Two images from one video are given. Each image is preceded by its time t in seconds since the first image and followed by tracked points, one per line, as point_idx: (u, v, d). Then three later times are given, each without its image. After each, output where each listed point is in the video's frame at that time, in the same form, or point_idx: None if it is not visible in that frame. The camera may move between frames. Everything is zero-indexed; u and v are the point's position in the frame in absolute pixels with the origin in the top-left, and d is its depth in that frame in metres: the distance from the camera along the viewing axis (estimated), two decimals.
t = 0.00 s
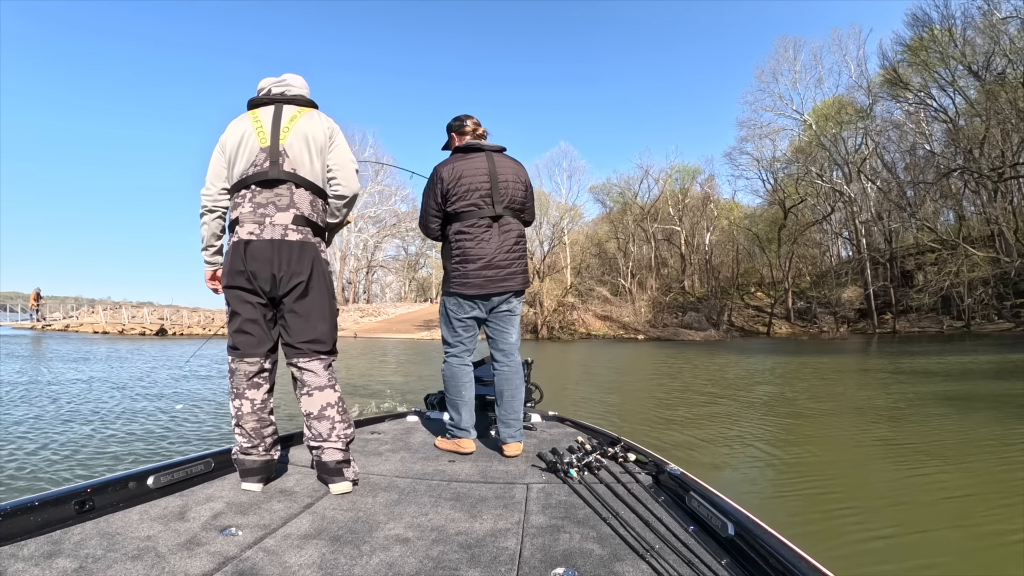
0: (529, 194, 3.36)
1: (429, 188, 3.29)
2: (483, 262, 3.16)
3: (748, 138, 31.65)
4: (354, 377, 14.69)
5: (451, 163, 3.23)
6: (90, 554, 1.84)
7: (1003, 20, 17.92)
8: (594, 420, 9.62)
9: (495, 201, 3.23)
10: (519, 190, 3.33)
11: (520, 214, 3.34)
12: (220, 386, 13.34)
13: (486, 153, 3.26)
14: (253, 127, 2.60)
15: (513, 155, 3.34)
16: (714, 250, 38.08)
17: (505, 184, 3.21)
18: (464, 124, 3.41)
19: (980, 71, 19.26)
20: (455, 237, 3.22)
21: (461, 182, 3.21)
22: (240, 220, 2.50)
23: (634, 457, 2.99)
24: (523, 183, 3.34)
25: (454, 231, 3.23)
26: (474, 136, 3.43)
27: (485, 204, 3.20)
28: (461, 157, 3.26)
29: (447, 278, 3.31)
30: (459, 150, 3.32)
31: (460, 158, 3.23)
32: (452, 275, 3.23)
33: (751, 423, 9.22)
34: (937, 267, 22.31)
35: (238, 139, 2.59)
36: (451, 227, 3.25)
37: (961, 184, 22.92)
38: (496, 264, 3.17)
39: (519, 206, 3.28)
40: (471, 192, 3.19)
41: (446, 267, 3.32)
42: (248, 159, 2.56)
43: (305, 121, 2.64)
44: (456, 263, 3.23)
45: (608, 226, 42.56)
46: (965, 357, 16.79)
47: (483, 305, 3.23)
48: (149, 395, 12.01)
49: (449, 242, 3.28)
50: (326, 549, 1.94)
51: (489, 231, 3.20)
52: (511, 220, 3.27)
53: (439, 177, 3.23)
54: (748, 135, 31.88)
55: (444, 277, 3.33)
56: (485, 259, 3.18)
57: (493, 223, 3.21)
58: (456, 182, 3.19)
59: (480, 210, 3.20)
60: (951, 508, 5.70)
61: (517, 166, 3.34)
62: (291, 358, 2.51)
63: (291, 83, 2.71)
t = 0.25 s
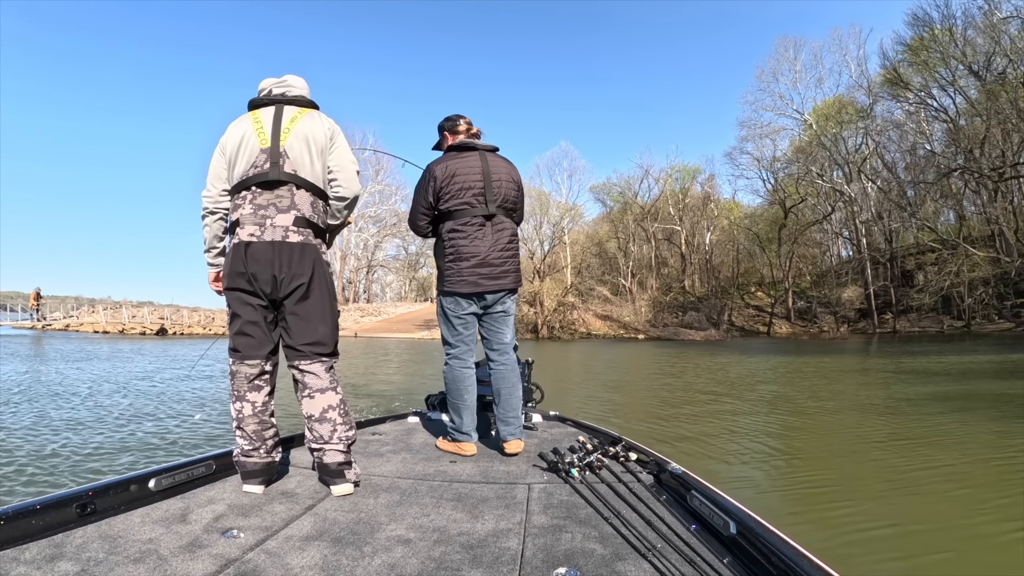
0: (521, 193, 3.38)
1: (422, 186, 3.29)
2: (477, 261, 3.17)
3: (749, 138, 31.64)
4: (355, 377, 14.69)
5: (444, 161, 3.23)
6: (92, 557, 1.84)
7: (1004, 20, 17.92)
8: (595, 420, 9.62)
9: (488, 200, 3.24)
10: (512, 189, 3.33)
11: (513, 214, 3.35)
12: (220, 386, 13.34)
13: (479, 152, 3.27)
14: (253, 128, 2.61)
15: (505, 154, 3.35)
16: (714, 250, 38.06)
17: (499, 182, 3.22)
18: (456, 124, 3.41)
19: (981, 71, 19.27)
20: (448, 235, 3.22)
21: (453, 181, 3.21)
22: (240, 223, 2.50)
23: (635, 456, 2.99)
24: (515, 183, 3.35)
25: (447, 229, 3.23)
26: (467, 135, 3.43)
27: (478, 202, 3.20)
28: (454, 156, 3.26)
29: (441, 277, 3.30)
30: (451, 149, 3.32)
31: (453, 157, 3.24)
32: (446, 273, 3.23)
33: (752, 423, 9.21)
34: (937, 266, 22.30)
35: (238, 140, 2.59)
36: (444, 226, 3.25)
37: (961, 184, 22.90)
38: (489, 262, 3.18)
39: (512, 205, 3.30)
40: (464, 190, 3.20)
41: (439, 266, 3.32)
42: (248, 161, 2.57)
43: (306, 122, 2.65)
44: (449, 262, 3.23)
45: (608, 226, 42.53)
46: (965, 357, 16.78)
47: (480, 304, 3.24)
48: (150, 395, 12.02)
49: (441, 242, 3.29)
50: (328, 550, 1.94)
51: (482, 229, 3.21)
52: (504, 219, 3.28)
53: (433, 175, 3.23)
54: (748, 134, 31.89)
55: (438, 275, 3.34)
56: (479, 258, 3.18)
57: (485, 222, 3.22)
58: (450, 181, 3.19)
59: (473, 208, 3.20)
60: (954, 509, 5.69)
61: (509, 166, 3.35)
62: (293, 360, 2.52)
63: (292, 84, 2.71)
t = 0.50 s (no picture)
0: (518, 196, 3.40)
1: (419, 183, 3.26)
2: (475, 261, 3.17)
3: (749, 138, 31.64)
4: (355, 377, 14.69)
5: (443, 159, 3.23)
6: (92, 559, 1.84)
7: (1004, 20, 17.93)
8: (595, 420, 9.61)
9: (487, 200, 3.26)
10: (509, 192, 3.35)
11: (509, 215, 3.37)
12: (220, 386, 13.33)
13: (479, 153, 3.28)
14: (254, 128, 2.61)
15: (504, 157, 3.37)
16: (715, 250, 38.06)
17: (498, 184, 3.24)
18: (455, 123, 3.41)
19: (982, 71, 19.29)
20: (444, 235, 3.21)
21: (453, 180, 3.20)
22: (240, 223, 2.50)
23: (635, 457, 2.99)
24: (512, 185, 3.37)
25: (443, 229, 3.22)
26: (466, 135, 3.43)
27: (477, 202, 3.21)
28: (454, 155, 3.26)
29: (436, 276, 3.27)
30: (451, 147, 3.31)
31: (454, 153, 3.24)
32: (441, 273, 3.20)
33: (753, 423, 9.20)
34: (937, 266, 22.30)
35: (239, 140, 2.59)
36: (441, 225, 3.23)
37: (961, 184, 22.90)
38: (487, 263, 3.19)
39: (509, 207, 3.32)
40: (463, 189, 3.19)
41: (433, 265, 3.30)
42: (249, 161, 2.57)
43: (306, 123, 2.65)
44: (445, 260, 3.21)
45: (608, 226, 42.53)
46: (965, 357, 16.78)
47: (477, 305, 3.25)
48: (149, 395, 12.00)
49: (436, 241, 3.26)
50: (329, 551, 1.94)
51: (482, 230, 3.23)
52: (501, 220, 3.30)
53: (432, 173, 3.21)
54: (749, 135, 31.90)
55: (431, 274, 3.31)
56: (477, 258, 3.18)
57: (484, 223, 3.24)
58: (450, 179, 3.18)
59: (471, 209, 3.20)
60: (956, 508, 5.67)
61: (507, 168, 3.37)
62: (292, 362, 2.51)
63: (294, 86, 2.72)
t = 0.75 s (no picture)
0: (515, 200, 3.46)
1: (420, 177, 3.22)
2: (477, 262, 3.19)
3: (749, 138, 31.64)
4: (355, 377, 14.68)
5: (446, 156, 3.22)
6: (92, 558, 1.84)
7: (1004, 20, 17.91)
8: (595, 420, 9.60)
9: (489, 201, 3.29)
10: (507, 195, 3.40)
11: (505, 218, 3.41)
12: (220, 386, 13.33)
13: (482, 154, 3.31)
14: (254, 127, 2.61)
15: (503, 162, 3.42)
16: (715, 250, 38.04)
17: (499, 187, 3.28)
18: (454, 121, 3.41)
19: (982, 71, 19.30)
20: (444, 234, 3.19)
21: (457, 178, 3.20)
22: (240, 222, 2.50)
23: (635, 457, 2.99)
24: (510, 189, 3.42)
25: (443, 227, 3.20)
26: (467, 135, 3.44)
27: (479, 203, 3.23)
28: (459, 153, 3.26)
29: (432, 275, 3.22)
30: (455, 146, 3.31)
31: (458, 151, 3.24)
32: (440, 272, 3.17)
33: (753, 423, 9.20)
34: (938, 266, 22.30)
35: (238, 139, 2.58)
36: (441, 223, 3.21)
37: (962, 183, 22.88)
38: (487, 264, 3.22)
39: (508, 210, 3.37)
40: (466, 189, 3.19)
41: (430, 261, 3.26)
42: (249, 160, 2.56)
43: (307, 123, 2.65)
44: (444, 258, 3.18)
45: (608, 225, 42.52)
46: (965, 357, 16.77)
47: (474, 308, 3.27)
48: (149, 395, 11.99)
49: (435, 239, 3.23)
50: (328, 551, 1.94)
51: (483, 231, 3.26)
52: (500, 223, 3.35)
53: (436, 169, 3.18)
54: (749, 135, 31.90)
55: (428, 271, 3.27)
56: (478, 259, 3.20)
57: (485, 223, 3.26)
58: (454, 177, 3.18)
59: (472, 208, 3.21)
60: (955, 509, 5.68)
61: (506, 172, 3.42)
62: (291, 362, 2.51)
63: (294, 86, 2.71)
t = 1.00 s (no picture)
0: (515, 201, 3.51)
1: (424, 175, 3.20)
2: (482, 262, 3.23)
3: (750, 138, 31.63)
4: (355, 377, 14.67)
5: (451, 154, 3.21)
6: (91, 557, 1.84)
7: (1005, 20, 17.89)
8: (595, 420, 9.60)
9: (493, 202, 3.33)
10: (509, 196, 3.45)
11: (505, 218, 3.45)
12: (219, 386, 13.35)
13: (486, 155, 3.34)
14: (256, 125, 2.60)
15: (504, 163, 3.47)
16: (715, 250, 38.02)
17: (503, 189, 3.33)
18: (455, 119, 3.41)
19: (982, 71, 19.30)
20: (449, 233, 3.19)
21: (464, 177, 3.20)
22: (241, 220, 2.50)
23: (634, 457, 3.00)
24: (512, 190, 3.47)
25: (448, 226, 3.20)
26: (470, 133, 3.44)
27: (483, 203, 3.25)
28: (465, 153, 3.27)
29: (434, 274, 3.22)
30: (460, 145, 3.31)
31: (463, 151, 3.25)
32: (443, 272, 3.17)
33: (754, 423, 9.21)
34: (938, 266, 22.29)
35: (239, 138, 2.58)
36: (445, 222, 3.21)
37: (962, 184, 22.87)
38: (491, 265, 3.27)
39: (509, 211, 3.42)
40: (471, 188, 3.21)
41: (433, 260, 3.25)
42: (251, 158, 2.56)
43: (309, 123, 2.65)
44: (449, 257, 3.19)
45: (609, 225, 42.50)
46: (966, 357, 16.76)
47: (474, 309, 3.30)
48: (150, 395, 11.99)
49: (438, 239, 3.23)
50: (327, 550, 1.94)
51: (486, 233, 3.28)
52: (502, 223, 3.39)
53: (442, 167, 3.17)
54: (749, 135, 31.90)
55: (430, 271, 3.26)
56: (483, 259, 3.24)
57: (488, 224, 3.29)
58: (461, 177, 3.19)
59: (477, 208, 3.23)
60: (954, 509, 5.68)
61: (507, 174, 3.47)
62: (292, 360, 2.52)
63: (295, 86, 2.71)
